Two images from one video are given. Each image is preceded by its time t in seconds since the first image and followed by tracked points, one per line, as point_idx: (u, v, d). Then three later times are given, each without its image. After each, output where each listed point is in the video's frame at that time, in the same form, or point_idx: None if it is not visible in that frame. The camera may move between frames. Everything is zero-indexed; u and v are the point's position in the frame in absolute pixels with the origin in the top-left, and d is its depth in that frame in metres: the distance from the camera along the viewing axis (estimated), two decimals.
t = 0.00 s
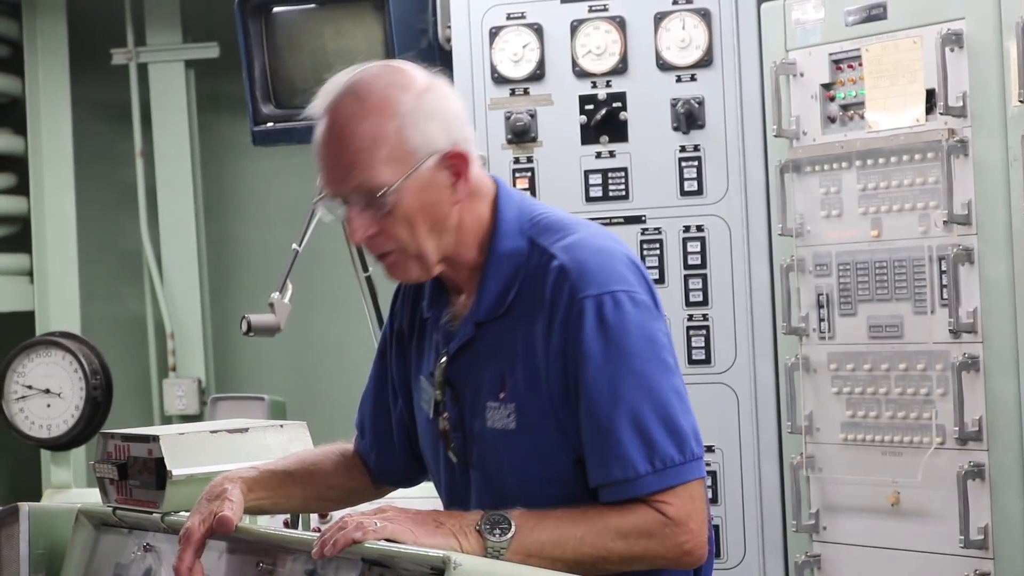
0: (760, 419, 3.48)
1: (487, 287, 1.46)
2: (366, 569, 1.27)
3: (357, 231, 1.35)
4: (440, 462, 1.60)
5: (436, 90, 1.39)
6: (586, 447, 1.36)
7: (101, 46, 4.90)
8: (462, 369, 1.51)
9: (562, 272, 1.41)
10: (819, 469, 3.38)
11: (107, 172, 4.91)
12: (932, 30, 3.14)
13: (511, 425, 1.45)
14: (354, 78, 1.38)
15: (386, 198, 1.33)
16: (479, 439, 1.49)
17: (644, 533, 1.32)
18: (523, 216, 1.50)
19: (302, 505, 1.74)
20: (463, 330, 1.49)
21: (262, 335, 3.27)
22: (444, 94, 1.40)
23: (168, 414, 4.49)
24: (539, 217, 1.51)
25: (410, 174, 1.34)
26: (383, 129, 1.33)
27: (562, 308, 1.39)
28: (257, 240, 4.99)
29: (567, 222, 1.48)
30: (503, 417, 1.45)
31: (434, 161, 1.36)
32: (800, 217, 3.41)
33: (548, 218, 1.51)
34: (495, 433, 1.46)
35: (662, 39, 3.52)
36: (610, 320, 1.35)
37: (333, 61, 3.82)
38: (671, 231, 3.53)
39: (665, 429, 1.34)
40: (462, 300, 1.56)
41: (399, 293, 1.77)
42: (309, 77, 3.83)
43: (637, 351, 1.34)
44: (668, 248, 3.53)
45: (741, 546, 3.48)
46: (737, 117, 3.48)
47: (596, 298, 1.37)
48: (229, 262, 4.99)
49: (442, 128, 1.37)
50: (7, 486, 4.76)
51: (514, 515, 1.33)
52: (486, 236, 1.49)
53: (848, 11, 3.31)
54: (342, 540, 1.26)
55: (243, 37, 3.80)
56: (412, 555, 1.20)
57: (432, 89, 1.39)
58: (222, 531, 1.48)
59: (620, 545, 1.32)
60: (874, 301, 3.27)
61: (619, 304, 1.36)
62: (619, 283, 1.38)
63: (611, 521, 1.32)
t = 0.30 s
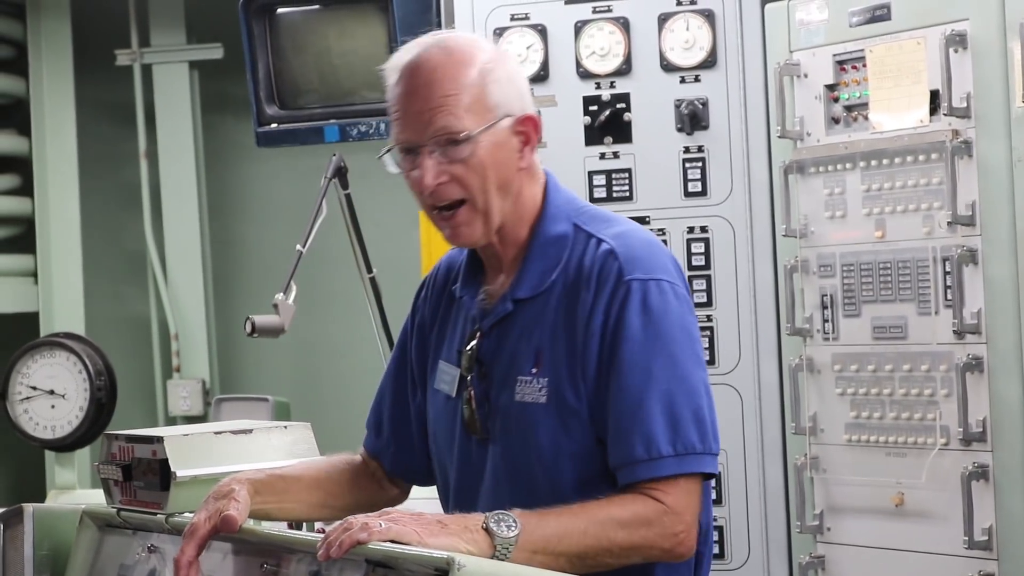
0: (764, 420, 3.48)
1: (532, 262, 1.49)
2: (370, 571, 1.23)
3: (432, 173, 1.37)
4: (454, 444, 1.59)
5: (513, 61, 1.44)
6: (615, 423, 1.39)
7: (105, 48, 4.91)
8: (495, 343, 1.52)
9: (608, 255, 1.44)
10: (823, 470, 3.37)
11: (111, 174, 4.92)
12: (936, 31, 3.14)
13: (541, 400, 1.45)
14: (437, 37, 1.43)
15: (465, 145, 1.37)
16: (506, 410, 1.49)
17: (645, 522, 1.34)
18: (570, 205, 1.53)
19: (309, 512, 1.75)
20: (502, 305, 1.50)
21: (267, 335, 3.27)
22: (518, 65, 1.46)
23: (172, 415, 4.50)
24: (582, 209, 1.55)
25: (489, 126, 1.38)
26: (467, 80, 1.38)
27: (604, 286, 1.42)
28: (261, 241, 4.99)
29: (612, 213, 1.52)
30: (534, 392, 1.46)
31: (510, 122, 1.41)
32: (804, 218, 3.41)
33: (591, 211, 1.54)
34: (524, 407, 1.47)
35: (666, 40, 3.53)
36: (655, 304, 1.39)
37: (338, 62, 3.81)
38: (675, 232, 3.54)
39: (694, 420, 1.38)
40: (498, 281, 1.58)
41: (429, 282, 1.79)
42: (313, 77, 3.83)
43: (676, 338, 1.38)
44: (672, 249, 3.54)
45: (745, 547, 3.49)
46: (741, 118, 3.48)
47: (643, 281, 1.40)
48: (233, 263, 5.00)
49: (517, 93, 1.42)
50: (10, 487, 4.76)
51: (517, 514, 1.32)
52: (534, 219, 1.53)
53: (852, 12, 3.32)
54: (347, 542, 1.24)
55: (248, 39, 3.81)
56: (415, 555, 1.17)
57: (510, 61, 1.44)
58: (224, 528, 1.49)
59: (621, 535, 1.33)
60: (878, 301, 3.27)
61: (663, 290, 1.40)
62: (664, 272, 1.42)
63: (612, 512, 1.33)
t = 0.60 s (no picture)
0: (767, 423, 3.48)
1: (555, 261, 1.60)
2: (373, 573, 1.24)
3: (479, 161, 1.51)
4: (468, 435, 1.67)
5: (550, 62, 1.59)
6: (626, 414, 1.49)
7: (108, 50, 4.92)
8: (516, 338, 1.62)
9: (631, 258, 1.57)
10: (825, 472, 3.38)
11: (114, 175, 4.93)
12: (939, 33, 3.14)
13: (560, 391, 1.55)
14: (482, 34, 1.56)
15: (512, 138, 1.52)
16: (524, 400, 1.58)
17: (636, 512, 1.42)
18: (593, 211, 1.66)
19: (315, 515, 1.75)
20: (524, 301, 1.61)
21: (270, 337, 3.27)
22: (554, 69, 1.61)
23: (175, 416, 4.50)
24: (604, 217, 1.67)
25: (532, 121, 1.53)
26: (516, 77, 1.53)
27: (627, 284, 1.54)
28: (264, 242, 5.00)
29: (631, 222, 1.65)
30: (554, 383, 1.56)
31: (549, 121, 1.56)
32: (806, 221, 3.41)
33: (612, 220, 1.67)
34: (543, 398, 1.56)
35: (669, 42, 3.52)
36: (674, 304, 1.51)
37: (340, 64, 3.81)
38: (678, 234, 3.54)
39: (702, 417, 1.49)
40: (518, 280, 1.68)
41: (441, 288, 1.86)
42: (315, 80, 3.83)
43: (692, 337, 1.51)
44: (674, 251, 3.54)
45: (747, 549, 3.48)
46: (744, 121, 3.49)
47: (664, 282, 1.53)
48: (235, 264, 5.01)
49: (555, 96, 1.58)
50: (12, 488, 4.76)
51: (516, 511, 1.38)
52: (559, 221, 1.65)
53: (854, 14, 3.31)
54: (351, 542, 1.24)
55: (251, 41, 3.82)
56: (418, 557, 1.17)
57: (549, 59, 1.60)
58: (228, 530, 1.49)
59: (615, 525, 1.40)
60: (881, 304, 3.27)
61: (681, 292, 1.53)
62: (682, 277, 1.55)
63: (605, 505, 1.41)
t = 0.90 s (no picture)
0: (769, 425, 3.48)
1: (571, 263, 1.65)
2: None
3: (507, 159, 1.59)
4: (479, 434, 1.71)
5: (575, 69, 1.68)
6: (630, 412, 1.52)
7: (111, 52, 4.93)
8: (530, 338, 1.66)
9: (647, 264, 1.61)
10: (827, 475, 3.38)
11: (117, 177, 4.94)
12: (941, 36, 3.14)
13: (573, 390, 1.59)
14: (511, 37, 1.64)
15: (539, 138, 1.60)
16: (537, 399, 1.62)
17: (630, 508, 1.44)
18: (610, 218, 1.71)
19: (318, 516, 1.74)
20: (540, 302, 1.65)
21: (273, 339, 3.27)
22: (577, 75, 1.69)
23: (177, 418, 4.51)
24: (620, 225, 1.71)
25: (559, 124, 1.61)
26: (543, 80, 1.61)
27: (642, 288, 1.59)
28: (266, 244, 5.00)
29: (647, 231, 1.69)
30: (568, 382, 1.59)
31: (574, 125, 1.64)
32: (809, 223, 3.41)
33: (627, 228, 1.71)
34: (556, 397, 1.60)
35: (672, 44, 3.53)
36: (685, 308, 1.55)
37: (343, 66, 3.81)
38: (681, 236, 3.55)
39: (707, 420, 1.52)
40: (533, 282, 1.72)
41: (451, 292, 1.88)
42: (318, 81, 3.84)
43: (702, 341, 1.54)
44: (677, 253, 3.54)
45: (750, 553, 3.48)
46: (746, 124, 3.49)
47: (678, 286, 1.57)
48: (238, 266, 5.02)
49: (579, 100, 1.66)
50: (15, 489, 4.77)
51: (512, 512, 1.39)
52: (577, 226, 1.69)
53: (857, 17, 3.31)
54: (354, 545, 1.24)
55: (253, 43, 3.82)
56: (419, 559, 1.17)
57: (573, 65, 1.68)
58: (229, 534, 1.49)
59: (610, 523, 1.42)
60: (883, 306, 3.27)
61: (694, 297, 1.57)
62: (695, 282, 1.59)
63: (600, 503, 1.42)
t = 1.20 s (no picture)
0: (771, 427, 3.48)
1: (581, 264, 1.65)
2: None
3: (515, 160, 1.59)
4: (488, 436, 1.71)
5: (583, 70, 1.68)
6: (638, 415, 1.52)
7: (114, 55, 4.93)
8: (539, 340, 1.66)
9: (655, 266, 1.61)
10: (829, 477, 3.38)
11: (120, 179, 4.95)
12: (943, 39, 3.14)
13: (582, 391, 1.59)
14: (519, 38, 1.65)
15: (547, 138, 1.60)
16: (545, 399, 1.62)
17: (634, 513, 1.44)
18: (620, 220, 1.71)
19: (324, 516, 1.75)
20: (549, 303, 1.66)
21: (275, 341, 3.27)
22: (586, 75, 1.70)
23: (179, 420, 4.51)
24: (629, 226, 1.71)
25: (567, 123, 1.62)
26: (551, 79, 1.61)
27: (651, 290, 1.59)
28: (269, 246, 5.00)
29: (657, 233, 1.69)
30: (576, 383, 1.60)
31: (582, 124, 1.65)
32: (811, 226, 3.41)
33: (637, 229, 1.71)
34: (565, 398, 1.60)
35: (674, 47, 3.53)
36: (693, 309, 1.55)
37: (345, 69, 3.82)
38: (683, 239, 3.55)
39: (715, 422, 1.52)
40: (542, 284, 1.73)
41: (461, 295, 1.89)
42: (321, 84, 3.84)
43: (710, 342, 1.54)
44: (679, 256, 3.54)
45: (752, 555, 3.48)
46: (749, 127, 3.49)
47: (686, 288, 1.57)
48: (240, 268, 5.02)
49: (587, 100, 1.66)
50: (17, 491, 4.78)
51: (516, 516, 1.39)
52: (586, 228, 1.70)
53: (859, 19, 3.31)
54: (356, 547, 1.24)
55: (255, 45, 3.82)
56: (422, 562, 1.18)
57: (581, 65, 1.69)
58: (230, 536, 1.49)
59: (615, 527, 1.42)
60: (885, 309, 3.27)
61: (702, 299, 1.56)
62: (704, 284, 1.59)
63: (605, 507, 1.43)
